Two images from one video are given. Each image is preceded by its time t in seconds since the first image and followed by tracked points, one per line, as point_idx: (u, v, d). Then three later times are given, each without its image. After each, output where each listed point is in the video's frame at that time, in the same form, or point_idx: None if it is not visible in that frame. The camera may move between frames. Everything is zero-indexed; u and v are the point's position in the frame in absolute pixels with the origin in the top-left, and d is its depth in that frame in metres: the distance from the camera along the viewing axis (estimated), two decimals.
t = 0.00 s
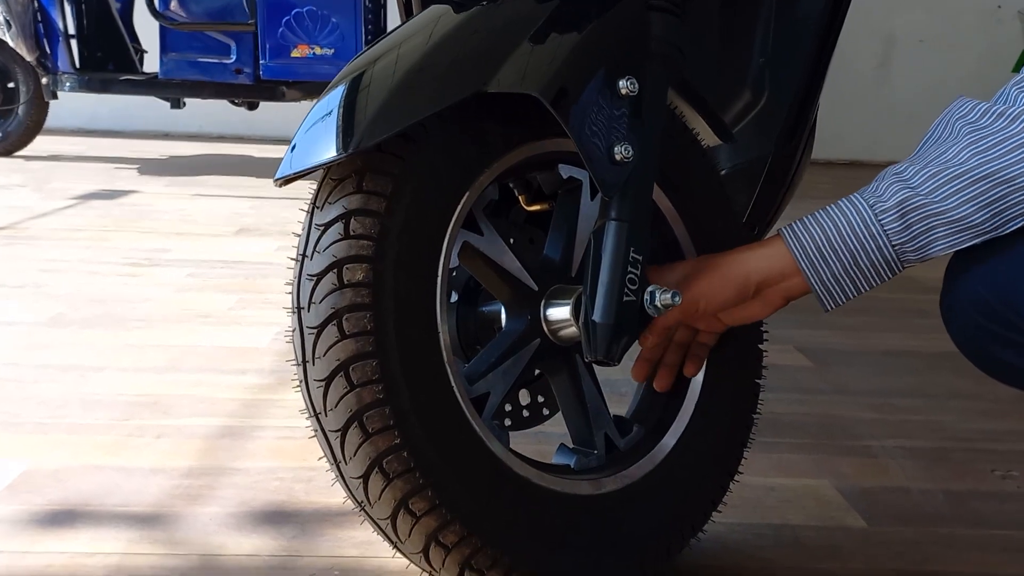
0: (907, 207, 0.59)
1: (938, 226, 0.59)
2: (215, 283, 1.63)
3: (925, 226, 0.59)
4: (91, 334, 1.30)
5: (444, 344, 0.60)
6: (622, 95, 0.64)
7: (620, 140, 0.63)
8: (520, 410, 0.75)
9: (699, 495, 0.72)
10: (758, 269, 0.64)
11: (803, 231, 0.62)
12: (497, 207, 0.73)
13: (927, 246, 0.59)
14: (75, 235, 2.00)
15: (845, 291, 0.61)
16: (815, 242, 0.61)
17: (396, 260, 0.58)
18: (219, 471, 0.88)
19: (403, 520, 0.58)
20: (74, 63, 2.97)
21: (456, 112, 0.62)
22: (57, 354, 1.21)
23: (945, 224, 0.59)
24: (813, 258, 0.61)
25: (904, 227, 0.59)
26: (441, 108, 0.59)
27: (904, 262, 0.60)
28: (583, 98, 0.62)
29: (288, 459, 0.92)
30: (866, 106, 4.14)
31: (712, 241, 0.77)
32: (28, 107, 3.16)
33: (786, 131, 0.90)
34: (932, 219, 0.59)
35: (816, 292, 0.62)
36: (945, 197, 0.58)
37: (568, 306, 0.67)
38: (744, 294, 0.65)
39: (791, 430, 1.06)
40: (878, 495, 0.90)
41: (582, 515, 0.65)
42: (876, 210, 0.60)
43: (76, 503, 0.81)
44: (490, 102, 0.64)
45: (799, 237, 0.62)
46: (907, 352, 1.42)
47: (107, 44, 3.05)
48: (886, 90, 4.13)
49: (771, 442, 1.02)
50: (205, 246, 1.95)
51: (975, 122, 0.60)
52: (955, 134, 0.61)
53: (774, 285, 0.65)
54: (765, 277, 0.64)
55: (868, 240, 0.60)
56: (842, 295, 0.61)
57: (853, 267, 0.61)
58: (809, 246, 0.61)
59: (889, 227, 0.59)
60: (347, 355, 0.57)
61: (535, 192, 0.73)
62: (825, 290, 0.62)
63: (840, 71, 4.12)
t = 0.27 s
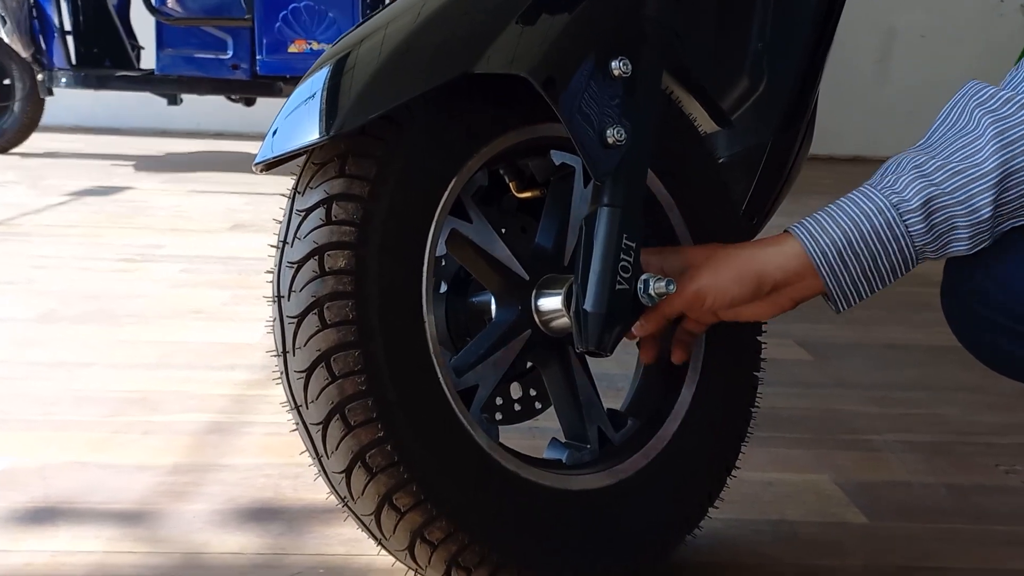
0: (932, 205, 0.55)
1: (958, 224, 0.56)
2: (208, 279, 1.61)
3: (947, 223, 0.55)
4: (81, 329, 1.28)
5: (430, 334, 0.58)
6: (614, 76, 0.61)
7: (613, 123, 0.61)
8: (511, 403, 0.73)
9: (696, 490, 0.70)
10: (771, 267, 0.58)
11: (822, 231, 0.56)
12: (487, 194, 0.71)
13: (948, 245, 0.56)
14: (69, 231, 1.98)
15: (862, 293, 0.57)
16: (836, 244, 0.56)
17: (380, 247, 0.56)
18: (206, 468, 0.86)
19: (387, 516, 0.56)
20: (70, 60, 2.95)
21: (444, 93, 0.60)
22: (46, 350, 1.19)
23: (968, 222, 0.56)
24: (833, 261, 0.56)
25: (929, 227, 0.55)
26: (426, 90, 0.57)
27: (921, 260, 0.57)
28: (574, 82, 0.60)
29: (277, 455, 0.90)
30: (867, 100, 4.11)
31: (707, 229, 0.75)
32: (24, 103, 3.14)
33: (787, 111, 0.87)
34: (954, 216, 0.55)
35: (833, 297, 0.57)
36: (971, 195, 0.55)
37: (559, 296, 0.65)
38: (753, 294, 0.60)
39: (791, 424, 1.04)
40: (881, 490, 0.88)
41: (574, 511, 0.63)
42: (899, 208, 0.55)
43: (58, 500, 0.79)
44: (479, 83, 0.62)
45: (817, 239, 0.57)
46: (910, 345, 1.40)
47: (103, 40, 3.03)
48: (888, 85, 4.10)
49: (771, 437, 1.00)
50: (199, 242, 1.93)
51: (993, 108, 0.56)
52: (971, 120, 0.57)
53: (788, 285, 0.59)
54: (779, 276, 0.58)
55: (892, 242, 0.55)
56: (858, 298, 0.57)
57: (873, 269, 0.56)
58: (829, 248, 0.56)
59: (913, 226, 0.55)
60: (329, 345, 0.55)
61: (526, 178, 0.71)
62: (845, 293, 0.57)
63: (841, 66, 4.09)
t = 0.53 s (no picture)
0: (911, 229, 0.54)
1: (945, 241, 0.54)
2: (205, 278, 1.60)
3: (932, 242, 0.54)
4: (76, 329, 1.27)
5: (415, 334, 0.57)
6: (603, 69, 0.60)
7: (601, 117, 0.59)
8: (502, 404, 0.71)
9: (690, 493, 0.69)
10: (745, 303, 0.59)
11: (800, 268, 0.57)
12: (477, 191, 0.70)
13: (936, 262, 0.55)
14: (68, 230, 1.97)
15: (856, 322, 0.57)
16: (817, 278, 0.56)
17: (362, 245, 0.55)
18: (196, 469, 0.85)
19: (371, 521, 0.55)
20: (71, 58, 2.94)
21: (429, 87, 0.59)
22: (39, 349, 1.18)
23: (950, 237, 0.54)
24: (817, 294, 0.56)
25: (911, 251, 0.54)
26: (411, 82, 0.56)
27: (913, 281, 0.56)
28: (562, 75, 0.59)
29: (268, 456, 0.89)
30: (873, 97, 4.08)
31: (701, 226, 0.74)
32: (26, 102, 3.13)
33: (781, 110, 0.87)
34: (937, 234, 0.54)
35: (828, 327, 0.57)
36: (948, 212, 0.53)
37: (550, 294, 0.64)
38: (727, 332, 0.60)
39: (791, 425, 1.02)
40: (881, 492, 0.87)
41: (563, 514, 0.62)
42: (876, 236, 0.54)
43: (45, 502, 0.78)
44: (465, 77, 0.61)
45: (796, 275, 0.57)
46: (912, 344, 1.39)
47: (105, 39, 3.03)
48: (894, 81, 4.08)
49: (770, 438, 0.98)
50: (199, 241, 1.92)
51: (964, 116, 0.54)
52: (941, 130, 0.55)
53: (766, 321, 0.59)
54: (753, 313, 0.59)
55: (875, 269, 0.55)
56: (854, 325, 0.57)
57: (864, 298, 0.56)
58: (812, 284, 0.56)
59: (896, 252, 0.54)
60: (309, 345, 0.53)
61: (518, 174, 0.70)
62: (837, 325, 0.57)
63: (847, 62, 4.06)
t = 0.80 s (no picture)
0: (873, 231, 0.55)
1: (910, 240, 0.55)
2: (204, 265, 1.61)
3: (897, 243, 0.55)
4: (72, 311, 1.28)
5: (397, 315, 0.57)
6: (590, 57, 0.61)
7: (587, 105, 0.60)
8: (487, 390, 0.71)
9: (669, 480, 0.70)
10: (705, 303, 0.61)
11: (765, 269, 0.59)
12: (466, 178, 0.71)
13: (903, 262, 0.56)
14: (70, 216, 1.98)
15: (823, 320, 0.59)
16: (782, 280, 0.58)
17: (345, 224, 0.56)
18: (184, 448, 0.86)
19: (349, 496, 0.56)
20: (78, 46, 2.96)
21: (417, 70, 0.60)
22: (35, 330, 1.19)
23: (915, 237, 0.55)
24: (783, 293, 0.58)
25: (873, 251, 0.56)
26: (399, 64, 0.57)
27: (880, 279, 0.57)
28: (549, 62, 0.59)
29: (257, 437, 0.90)
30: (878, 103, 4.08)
31: (688, 218, 0.75)
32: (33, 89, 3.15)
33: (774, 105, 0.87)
34: (902, 235, 0.55)
35: (794, 324, 0.59)
36: (909, 214, 0.54)
37: (534, 280, 0.64)
38: (690, 330, 0.62)
39: (777, 421, 1.03)
40: (864, 487, 0.87)
41: (542, 496, 0.62)
42: (838, 237, 0.56)
43: (33, 476, 0.79)
44: (453, 63, 0.61)
45: (762, 276, 0.59)
46: (904, 346, 1.39)
47: (113, 28, 3.04)
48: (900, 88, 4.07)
49: (756, 432, 0.99)
50: (199, 229, 1.93)
51: (930, 118, 0.54)
52: (908, 132, 0.55)
53: (728, 319, 0.61)
54: (714, 312, 0.61)
55: (836, 269, 0.57)
56: (821, 323, 0.59)
57: (829, 298, 0.58)
58: (776, 285, 0.58)
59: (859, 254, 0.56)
60: (290, 322, 0.54)
61: (506, 162, 0.71)
62: (803, 323, 0.59)
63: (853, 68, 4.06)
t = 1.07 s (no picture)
0: (862, 230, 0.56)
1: (900, 241, 0.56)
2: (214, 253, 1.63)
3: (886, 243, 0.56)
4: (85, 294, 1.30)
5: (406, 299, 0.59)
6: (599, 49, 0.62)
7: (596, 95, 0.61)
8: (492, 377, 0.72)
9: (669, 470, 0.71)
10: (696, 302, 0.63)
11: (755, 264, 0.60)
12: (475, 167, 0.72)
13: (891, 262, 0.57)
14: (83, 201, 2.00)
15: (811, 318, 0.60)
16: (772, 275, 0.59)
17: (358, 207, 0.57)
18: (194, 429, 0.88)
19: (356, 475, 0.57)
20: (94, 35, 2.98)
21: (428, 58, 0.61)
22: (49, 311, 1.20)
23: (905, 237, 0.56)
24: (774, 289, 0.60)
25: (863, 249, 0.57)
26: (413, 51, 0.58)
27: (869, 279, 0.58)
28: (560, 53, 0.60)
29: (265, 420, 0.91)
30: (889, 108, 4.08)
31: (693, 213, 0.76)
32: (49, 76, 3.17)
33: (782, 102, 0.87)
34: (892, 234, 0.56)
35: (783, 320, 0.60)
36: (900, 213, 0.55)
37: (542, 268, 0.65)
38: (683, 327, 0.64)
39: (779, 417, 1.04)
40: (862, 484, 0.88)
41: (544, 480, 0.63)
42: (829, 234, 0.57)
43: (46, 452, 0.80)
44: (464, 52, 0.62)
45: (752, 271, 0.60)
46: (908, 348, 1.40)
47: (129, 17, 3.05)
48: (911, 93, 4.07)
49: (758, 428, 1.00)
50: (210, 218, 1.95)
51: (925, 118, 0.55)
52: (902, 131, 0.56)
53: (719, 315, 0.63)
54: (705, 309, 0.63)
55: (827, 267, 0.58)
56: (809, 320, 0.60)
57: (820, 295, 0.59)
58: (767, 279, 0.60)
59: (848, 252, 0.57)
60: (303, 302, 0.56)
61: (516, 153, 0.72)
62: (791, 320, 0.60)
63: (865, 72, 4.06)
